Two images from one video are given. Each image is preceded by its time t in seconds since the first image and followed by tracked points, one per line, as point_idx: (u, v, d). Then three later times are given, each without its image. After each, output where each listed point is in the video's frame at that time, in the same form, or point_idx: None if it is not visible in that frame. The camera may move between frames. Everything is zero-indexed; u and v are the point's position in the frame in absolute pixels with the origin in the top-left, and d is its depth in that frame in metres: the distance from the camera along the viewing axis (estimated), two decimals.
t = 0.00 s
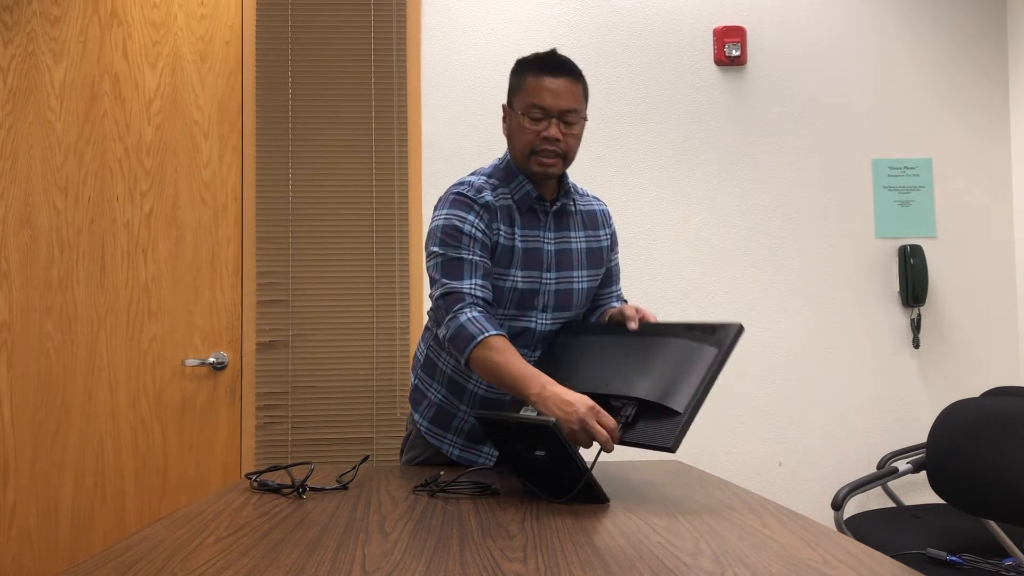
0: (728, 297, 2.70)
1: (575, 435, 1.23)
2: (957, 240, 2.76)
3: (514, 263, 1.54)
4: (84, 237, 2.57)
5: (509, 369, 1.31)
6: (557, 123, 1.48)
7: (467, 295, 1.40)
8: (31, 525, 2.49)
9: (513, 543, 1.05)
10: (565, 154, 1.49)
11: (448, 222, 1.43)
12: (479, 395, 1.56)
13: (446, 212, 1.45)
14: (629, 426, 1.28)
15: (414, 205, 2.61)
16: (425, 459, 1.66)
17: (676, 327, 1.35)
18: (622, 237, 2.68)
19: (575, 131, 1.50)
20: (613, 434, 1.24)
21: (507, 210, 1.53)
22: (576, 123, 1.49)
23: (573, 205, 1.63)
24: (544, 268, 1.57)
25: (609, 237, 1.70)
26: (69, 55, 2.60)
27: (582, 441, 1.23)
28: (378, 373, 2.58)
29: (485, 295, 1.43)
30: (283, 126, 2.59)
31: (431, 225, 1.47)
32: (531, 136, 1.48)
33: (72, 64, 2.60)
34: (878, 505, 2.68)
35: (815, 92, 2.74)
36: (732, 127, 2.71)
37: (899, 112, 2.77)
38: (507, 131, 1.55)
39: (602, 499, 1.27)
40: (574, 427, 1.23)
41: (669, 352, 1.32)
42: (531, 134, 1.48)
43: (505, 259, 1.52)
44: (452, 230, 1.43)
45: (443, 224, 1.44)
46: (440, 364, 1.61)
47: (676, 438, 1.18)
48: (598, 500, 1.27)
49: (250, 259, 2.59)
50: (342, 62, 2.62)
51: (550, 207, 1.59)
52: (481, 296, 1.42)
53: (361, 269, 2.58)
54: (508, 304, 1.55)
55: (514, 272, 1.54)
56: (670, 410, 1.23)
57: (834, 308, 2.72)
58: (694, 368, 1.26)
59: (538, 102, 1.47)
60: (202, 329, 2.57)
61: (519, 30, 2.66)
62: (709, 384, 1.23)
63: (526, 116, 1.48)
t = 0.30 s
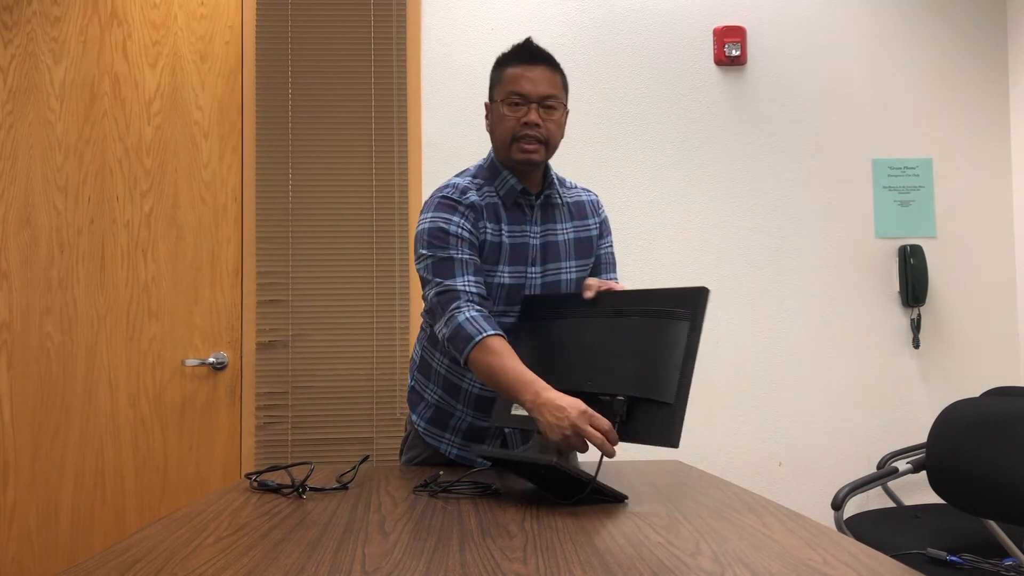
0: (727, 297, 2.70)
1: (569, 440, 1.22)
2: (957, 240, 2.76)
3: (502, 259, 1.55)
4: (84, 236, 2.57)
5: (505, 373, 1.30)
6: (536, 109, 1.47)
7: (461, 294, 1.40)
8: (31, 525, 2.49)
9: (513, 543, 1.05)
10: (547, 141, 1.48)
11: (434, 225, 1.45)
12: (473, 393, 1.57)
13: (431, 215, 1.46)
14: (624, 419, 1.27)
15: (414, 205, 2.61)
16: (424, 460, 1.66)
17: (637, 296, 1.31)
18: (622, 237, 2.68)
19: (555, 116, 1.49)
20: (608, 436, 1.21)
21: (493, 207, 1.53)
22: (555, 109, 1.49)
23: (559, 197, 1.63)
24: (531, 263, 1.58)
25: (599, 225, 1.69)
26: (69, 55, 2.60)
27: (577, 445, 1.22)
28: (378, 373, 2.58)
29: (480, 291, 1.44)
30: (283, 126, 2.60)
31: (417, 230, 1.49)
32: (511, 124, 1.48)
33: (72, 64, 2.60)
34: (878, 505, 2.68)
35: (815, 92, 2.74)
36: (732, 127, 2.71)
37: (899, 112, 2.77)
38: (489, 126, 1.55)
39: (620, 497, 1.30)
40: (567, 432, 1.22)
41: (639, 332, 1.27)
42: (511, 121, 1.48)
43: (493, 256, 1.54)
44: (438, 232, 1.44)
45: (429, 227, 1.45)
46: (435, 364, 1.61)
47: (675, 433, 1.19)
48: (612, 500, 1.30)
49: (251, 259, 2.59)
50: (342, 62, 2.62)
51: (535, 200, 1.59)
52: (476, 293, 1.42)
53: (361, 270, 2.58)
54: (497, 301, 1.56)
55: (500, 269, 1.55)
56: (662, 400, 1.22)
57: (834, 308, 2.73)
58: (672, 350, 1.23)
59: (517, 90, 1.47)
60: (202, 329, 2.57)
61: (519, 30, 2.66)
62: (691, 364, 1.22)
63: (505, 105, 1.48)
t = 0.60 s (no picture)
0: (728, 297, 2.70)
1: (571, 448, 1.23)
2: (957, 240, 2.76)
3: (493, 262, 1.56)
4: (84, 236, 2.57)
5: (502, 381, 1.29)
6: (520, 110, 1.48)
7: (457, 300, 1.41)
8: (31, 525, 2.49)
9: (513, 543, 1.05)
10: (533, 142, 1.49)
11: (424, 232, 1.46)
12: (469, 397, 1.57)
13: (420, 222, 1.47)
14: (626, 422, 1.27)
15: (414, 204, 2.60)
16: (422, 462, 1.66)
17: (621, 295, 1.29)
18: (622, 237, 2.68)
19: (539, 116, 1.49)
20: (609, 441, 1.22)
21: (481, 211, 1.54)
22: (539, 109, 1.49)
23: (547, 195, 1.63)
24: (521, 264, 1.59)
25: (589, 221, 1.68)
26: (69, 55, 2.60)
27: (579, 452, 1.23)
28: (378, 373, 2.58)
29: (475, 295, 1.44)
30: (283, 126, 2.60)
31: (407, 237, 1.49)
32: (495, 126, 1.48)
33: (72, 64, 2.60)
34: (878, 505, 2.69)
35: (815, 91, 2.74)
36: (733, 127, 2.71)
37: (899, 112, 2.77)
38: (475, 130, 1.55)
39: (630, 495, 1.32)
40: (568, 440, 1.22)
41: (630, 332, 1.26)
42: (495, 124, 1.48)
43: (483, 259, 1.55)
44: (428, 239, 1.45)
45: (418, 234, 1.46)
46: (429, 367, 1.61)
47: (683, 435, 1.20)
48: (618, 501, 1.30)
49: (251, 259, 2.59)
50: (342, 63, 2.62)
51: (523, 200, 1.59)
52: (471, 297, 1.43)
53: (361, 269, 2.58)
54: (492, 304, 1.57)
55: (492, 272, 1.56)
56: (665, 403, 1.22)
57: (833, 308, 2.73)
58: (667, 351, 1.22)
59: (499, 92, 1.47)
60: (202, 329, 2.57)
61: (518, 30, 2.66)
62: (689, 363, 1.21)
63: (489, 108, 1.49)
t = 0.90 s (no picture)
0: (728, 296, 2.70)
1: (566, 456, 1.22)
2: (957, 240, 2.76)
3: (487, 266, 1.56)
4: (84, 236, 2.57)
5: (496, 390, 1.29)
6: (510, 113, 1.48)
7: (450, 307, 1.40)
8: (31, 525, 2.49)
9: (513, 543, 1.05)
10: (524, 143, 1.49)
11: (416, 238, 1.45)
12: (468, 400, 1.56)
13: (413, 228, 1.47)
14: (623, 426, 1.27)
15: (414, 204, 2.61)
16: (422, 463, 1.67)
17: (611, 296, 1.29)
18: (622, 237, 2.68)
19: (530, 118, 1.49)
20: (604, 447, 1.23)
21: (474, 214, 1.54)
22: (530, 111, 1.49)
23: (540, 195, 1.63)
24: (516, 266, 1.59)
25: (583, 219, 1.69)
26: (69, 55, 2.60)
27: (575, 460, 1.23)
28: (378, 374, 2.58)
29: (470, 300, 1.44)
30: (283, 126, 2.60)
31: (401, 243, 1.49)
32: (486, 129, 1.48)
33: (72, 64, 2.60)
34: (878, 505, 2.69)
35: (815, 91, 2.74)
36: (733, 127, 2.71)
37: (899, 112, 2.77)
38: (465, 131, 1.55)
39: (630, 494, 1.32)
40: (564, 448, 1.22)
41: (621, 334, 1.26)
42: (486, 127, 1.48)
43: (478, 263, 1.55)
44: (421, 245, 1.45)
45: (411, 240, 1.46)
46: (428, 370, 1.60)
47: (679, 438, 1.20)
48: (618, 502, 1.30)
49: (251, 259, 2.59)
50: (342, 63, 2.62)
51: (516, 202, 1.59)
52: (465, 303, 1.42)
53: (361, 270, 2.58)
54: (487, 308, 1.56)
55: (487, 276, 1.56)
56: (660, 406, 1.22)
57: (833, 308, 2.73)
58: (661, 353, 1.22)
59: (489, 95, 1.47)
60: (202, 329, 2.57)
61: (518, 30, 2.66)
62: (682, 365, 1.21)
63: (479, 111, 1.49)
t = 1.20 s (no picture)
0: (728, 296, 2.70)
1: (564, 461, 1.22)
2: (957, 240, 2.76)
3: (485, 268, 1.56)
4: (85, 236, 2.57)
5: (494, 395, 1.29)
6: (505, 115, 1.48)
7: (447, 310, 1.40)
8: (31, 526, 2.49)
9: (513, 543, 1.05)
10: (521, 144, 1.50)
11: (413, 241, 1.46)
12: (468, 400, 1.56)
13: (410, 230, 1.48)
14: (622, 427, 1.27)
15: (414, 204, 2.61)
16: (422, 463, 1.67)
17: (607, 297, 1.28)
18: (622, 237, 2.68)
19: (525, 119, 1.49)
20: (602, 451, 1.22)
21: (471, 216, 1.55)
22: (525, 111, 1.49)
23: (537, 195, 1.62)
24: (514, 267, 1.59)
25: (581, 217, 1.68)
26: (69, 55, 2.60)
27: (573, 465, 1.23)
28: (379, 373, 2.58)
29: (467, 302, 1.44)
30: (283, 126, 2.60)
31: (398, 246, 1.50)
32: (481, 132, 1.49)
33: (72, 65, 2.60)
34: (878, 505, 2.69)
35: (816, 92, 2.74)
36: (733, 127, 2.71)
37: (899, 112, 2.77)
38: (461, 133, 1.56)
39: (629, 495, 1.32)
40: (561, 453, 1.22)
41: (618, 336, 1.26)
42: (481, 130, 1.49)
43: (476, 265, 1.56)
44: (418, 248, 1.45)
45: (408, 243, 1.46)
46: (427, 371, 1.60)
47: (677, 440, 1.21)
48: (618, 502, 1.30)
49: (251, 259, 2.59)
50: (343, 63, 2.62)
51: (513, 203, 1.59)
52: (462, 306, 1.42)
53: (361, 269, 2.58)
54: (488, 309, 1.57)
55: (484, 278, 1.57)
56: (658, 408, 1.22)
57: (833, 308, 2.73)
58: (658, 355, 1.22)
59: (484, 98, 1.48)
60: (202, 329, 2.57)
61: (518, 30, 2.66)
62: (680, 366, 1.21)
63: (474, 114, 1.49)
